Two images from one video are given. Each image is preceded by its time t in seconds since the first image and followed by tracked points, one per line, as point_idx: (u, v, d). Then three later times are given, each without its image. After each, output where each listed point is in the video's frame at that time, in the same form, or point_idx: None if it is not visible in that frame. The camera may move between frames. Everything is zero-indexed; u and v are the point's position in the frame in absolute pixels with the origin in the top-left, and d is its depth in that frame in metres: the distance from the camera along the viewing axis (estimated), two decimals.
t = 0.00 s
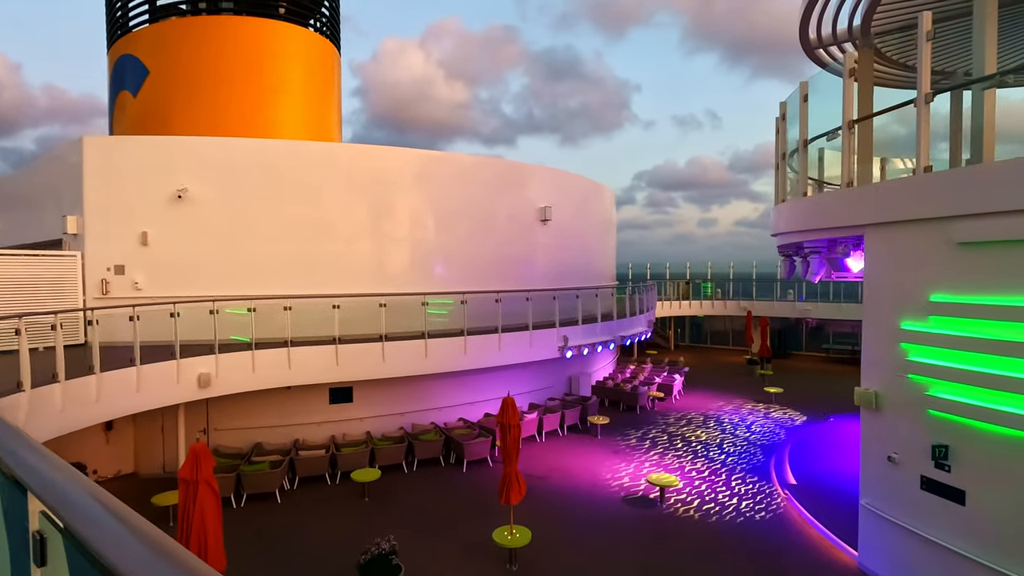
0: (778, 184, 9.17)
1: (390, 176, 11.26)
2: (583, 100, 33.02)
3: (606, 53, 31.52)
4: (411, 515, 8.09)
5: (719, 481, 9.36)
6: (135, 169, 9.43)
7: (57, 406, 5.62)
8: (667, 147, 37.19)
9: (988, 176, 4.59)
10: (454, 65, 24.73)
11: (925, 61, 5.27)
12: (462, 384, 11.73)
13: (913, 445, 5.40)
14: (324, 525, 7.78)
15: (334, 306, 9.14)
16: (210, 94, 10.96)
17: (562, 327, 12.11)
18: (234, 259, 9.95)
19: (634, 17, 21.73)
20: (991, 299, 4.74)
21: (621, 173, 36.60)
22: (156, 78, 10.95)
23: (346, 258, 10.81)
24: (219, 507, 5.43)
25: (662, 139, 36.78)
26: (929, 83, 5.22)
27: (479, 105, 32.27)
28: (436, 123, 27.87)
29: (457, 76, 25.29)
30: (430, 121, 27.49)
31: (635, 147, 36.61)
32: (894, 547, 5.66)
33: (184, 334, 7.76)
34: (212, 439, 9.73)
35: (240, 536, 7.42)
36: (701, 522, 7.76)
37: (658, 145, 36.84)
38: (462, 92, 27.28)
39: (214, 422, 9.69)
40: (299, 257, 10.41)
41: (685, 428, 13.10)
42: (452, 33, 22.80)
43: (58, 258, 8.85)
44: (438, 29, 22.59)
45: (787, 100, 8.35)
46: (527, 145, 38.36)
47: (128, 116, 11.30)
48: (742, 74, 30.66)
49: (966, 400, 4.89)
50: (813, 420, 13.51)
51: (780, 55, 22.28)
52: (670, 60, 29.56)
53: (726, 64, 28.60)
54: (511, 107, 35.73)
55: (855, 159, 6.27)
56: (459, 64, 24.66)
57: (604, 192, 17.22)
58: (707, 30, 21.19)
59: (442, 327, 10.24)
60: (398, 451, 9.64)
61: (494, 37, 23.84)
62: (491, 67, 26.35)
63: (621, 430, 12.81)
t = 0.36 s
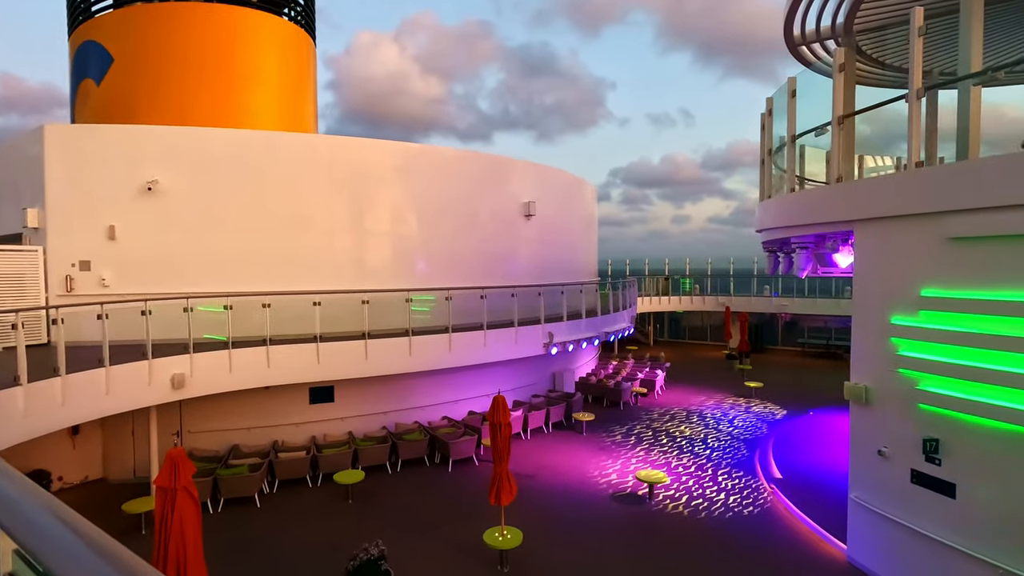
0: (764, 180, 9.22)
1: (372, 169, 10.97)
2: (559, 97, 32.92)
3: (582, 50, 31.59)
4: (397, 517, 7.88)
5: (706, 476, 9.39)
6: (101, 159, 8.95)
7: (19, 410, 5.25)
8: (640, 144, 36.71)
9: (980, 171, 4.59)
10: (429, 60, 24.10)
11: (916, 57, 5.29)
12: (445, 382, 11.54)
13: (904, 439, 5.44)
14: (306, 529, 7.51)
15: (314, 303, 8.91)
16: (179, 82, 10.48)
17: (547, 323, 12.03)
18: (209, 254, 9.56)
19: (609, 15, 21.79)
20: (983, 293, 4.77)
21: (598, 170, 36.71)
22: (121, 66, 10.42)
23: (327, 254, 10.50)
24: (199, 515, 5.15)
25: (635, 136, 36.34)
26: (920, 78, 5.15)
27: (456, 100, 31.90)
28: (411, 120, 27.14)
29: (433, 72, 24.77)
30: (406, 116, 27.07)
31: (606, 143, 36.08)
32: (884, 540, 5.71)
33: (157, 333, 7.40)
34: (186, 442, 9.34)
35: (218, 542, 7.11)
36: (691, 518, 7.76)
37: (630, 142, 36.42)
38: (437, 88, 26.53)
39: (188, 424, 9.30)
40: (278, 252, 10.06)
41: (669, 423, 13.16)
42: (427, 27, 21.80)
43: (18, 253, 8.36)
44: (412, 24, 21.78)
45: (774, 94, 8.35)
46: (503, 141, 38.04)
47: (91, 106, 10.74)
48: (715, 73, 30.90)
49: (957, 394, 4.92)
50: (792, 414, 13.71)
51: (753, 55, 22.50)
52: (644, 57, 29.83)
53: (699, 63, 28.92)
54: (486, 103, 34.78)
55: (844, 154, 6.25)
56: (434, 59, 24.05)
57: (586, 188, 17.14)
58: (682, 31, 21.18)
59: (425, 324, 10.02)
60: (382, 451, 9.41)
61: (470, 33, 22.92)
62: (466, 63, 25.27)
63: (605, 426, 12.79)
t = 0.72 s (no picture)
0: (750, 180, 9.30)
1: (355, 166, 10.71)
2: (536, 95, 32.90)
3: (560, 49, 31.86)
4: (385, 522, 7.68)
5: (694, 475, 9.43)
6: (68, 153, 8.50)
7: None
8: (617, 143, 38.05)
9: (975, 171, 4.60)
10: (405, 56, 23.66)
11: (909, 59, 5.33)
12: (431, 383, 11.37)
13: (895, 437, 5.47)
14: (290, 537, 7.25)
15: (297, 303, 8.70)
16: (150, 73, 10.04)
17: (534, 323, 11.96)
18: (185, 252, 9.18)
19: (585, 15, 21.94)
20: (975, 292, 4.79)
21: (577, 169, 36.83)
22: (87, 56, 9.94)
23: (309, 252, 10.22)
24: (184, 532, 5.04)
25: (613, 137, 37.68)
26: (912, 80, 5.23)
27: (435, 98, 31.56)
28: (389, 118, 26.64)
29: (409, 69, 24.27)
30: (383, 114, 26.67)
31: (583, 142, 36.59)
32: (875, 537, 5.75)
33: (131, 334, 7.04)
34: (161, 448, 8.96)
35: (196, 553, 6.81)
36: (682, 517, 7.76)
37: (608, 140, 37.68)
38: (412, 84, 25.00)
39: (163, 429, 8.92)
40: (258, 250, 9.74)
41: (654, 421, 13.20)
42: (403, 23, 21.61)
43: None
44: (387, 19, 21.52)
45: (763, 92, 8.44)
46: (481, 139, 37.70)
47: (55, 98, 10.22)
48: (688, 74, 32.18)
49: (949, 392, 4.94)
50: (774, 411, 13.90)
51: (727, 56, 22.81)
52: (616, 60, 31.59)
53: (673, 65, 29.33)
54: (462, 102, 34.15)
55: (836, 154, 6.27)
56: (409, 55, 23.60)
57: (569, 186, 17.10)
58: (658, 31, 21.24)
59: (411, 325, 9.83)
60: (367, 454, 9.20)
61: (448, 29, 22.26)
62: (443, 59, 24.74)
63: (592, 425, 12.78)
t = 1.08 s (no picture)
0: (732, 181, 9.36)
1: (333, 162, 10.41)
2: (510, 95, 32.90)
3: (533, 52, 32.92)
4: (367, 529, 7.45)
5: (678, 473, 9.46)
6: (26, 144, 8.00)
7: None
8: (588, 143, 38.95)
9: (961, 169, 4.65)
10: (377, 53, 23.46)
11: (893, 61, 5.38)
12: (413, 384, 11.16)
13: (882, 433, 5.53)
14: (269, 546, 6.97)
15: (274, 302, 8.42)
16: (113, 63, 9.53)
17: (517, 322, 11.86)
18: (154, 250, 8.77)
19: (558, 15, 21.98)
20: (959, 289, 4.84)
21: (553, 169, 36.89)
22: (41, 42, 9.29)
23: (285, 251, 9.90)
24: (156, 540, 4.89)
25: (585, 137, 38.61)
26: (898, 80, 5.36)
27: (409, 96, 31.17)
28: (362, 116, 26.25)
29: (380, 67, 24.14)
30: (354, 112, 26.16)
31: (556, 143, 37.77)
32: (862, 533, 5.81)
33: (96, 337, 6.62)
34: (129, 456, 8.53)
35: (168, 566, 6.47)
36: (669, 516, 7.74)
37: (580, 141, 38.74)
38: (386, 84, 25.57)
39: (131, 436, 8.49)
40: (232, 249, 9.37)
41: (636, 420, 13.24)
42: (376, 21, 22.04)
43: None
44: (359, 17, 21.71)
45: (746, 93, 8.53)
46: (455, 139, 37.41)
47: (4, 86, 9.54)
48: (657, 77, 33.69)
49: (935, 388, 4.99)
50: (752, 408, 14.06)
51: (695, 59, 23.24)
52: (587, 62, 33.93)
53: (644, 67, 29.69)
54: (436, 101, 33.81)
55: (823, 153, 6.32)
56: (382, 54, 23.50)
57: (549, 186, 17.04)
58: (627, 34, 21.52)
59: (392, 325, 9.58)
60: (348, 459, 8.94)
61: (421, 28, 23.09)
62: (417, 58, 24.97)
63: (574, 425, 12.74)
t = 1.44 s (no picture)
0: (712, 181, 9.40)
1: (307, 158, 10.08)
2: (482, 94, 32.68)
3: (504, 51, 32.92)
4: (347, 537, 7.21)
5: (660, 472, 9.49)
6: None
7: None
8: (561, 142, 39.13)
9: (944, 171, 4.72)
10: (347, 48, 22.92)
11: (875, 64, 5.45)
12: (391, 387, 10.91)
13: (865, 431, 5.60)
14: (244, 559, 6.67)
15: (247, 304, 8.03)
16: (69, 51, 8.99)
17: (497, 322, 11.74)
18: (116, 250, 8.29)
19: (529, 15, 21.96)
20: (944, 289, 4.91)
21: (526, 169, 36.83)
22: None
23: (258, 251, 9.54)
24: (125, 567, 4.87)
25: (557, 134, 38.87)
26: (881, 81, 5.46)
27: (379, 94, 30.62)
28: (331, 113, 25.65)
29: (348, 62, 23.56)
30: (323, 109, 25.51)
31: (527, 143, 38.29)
32: (846, 530, 5.88)
33: (55, 342, 6.18)
34: (90, 467, 8.05)
35: None
36: (654, 516, 7.74)
37: (552, 141, 38.85)
38: (355, 79, 25.21)
39: (92, 446, 8.01)
40: (200, 248, 8.96)
41: (616, 419, 13.26)
42: (345, 16, 21.49)
43: None
44: (327, 12, 21.19)
45: (727, 94, 8.61)
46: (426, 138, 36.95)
47: None
48: (625, 79, 34.40)
49: (918, 386, 5.07)
50: (728, 406, 14.24)
51: (665, 60, 23.50)
52: (558, 62, 34.48)
53: (614, 68, 29.94)
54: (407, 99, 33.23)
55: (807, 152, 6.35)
56: (352, 49, 22.96)
57: (527, 185, 16.93)
58: (598, 34, 21.62)
59: (371, 327, 9.35)
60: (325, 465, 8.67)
61: (390, 24, 22.11)
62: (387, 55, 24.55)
63: (555, 425, 12.67)
